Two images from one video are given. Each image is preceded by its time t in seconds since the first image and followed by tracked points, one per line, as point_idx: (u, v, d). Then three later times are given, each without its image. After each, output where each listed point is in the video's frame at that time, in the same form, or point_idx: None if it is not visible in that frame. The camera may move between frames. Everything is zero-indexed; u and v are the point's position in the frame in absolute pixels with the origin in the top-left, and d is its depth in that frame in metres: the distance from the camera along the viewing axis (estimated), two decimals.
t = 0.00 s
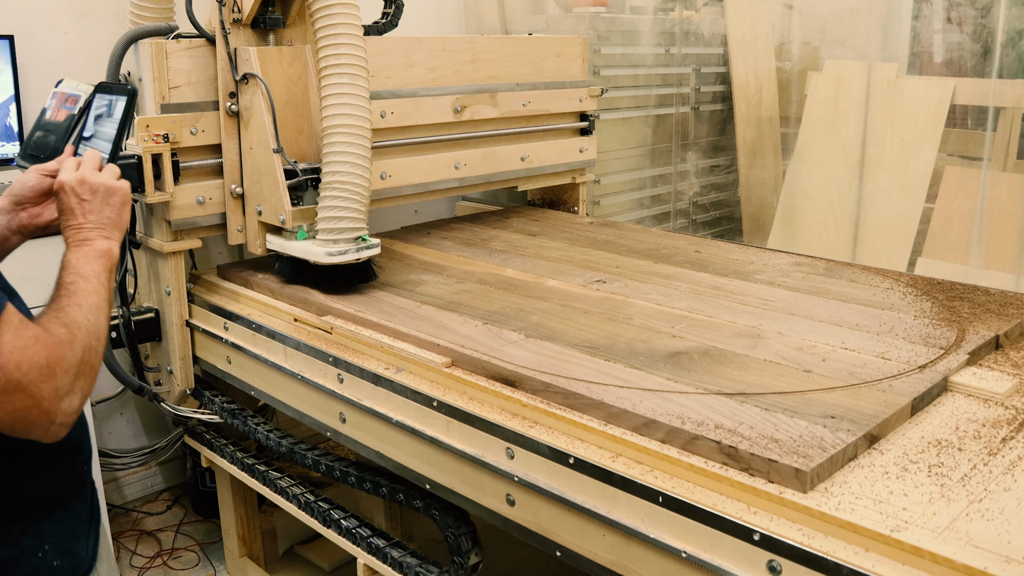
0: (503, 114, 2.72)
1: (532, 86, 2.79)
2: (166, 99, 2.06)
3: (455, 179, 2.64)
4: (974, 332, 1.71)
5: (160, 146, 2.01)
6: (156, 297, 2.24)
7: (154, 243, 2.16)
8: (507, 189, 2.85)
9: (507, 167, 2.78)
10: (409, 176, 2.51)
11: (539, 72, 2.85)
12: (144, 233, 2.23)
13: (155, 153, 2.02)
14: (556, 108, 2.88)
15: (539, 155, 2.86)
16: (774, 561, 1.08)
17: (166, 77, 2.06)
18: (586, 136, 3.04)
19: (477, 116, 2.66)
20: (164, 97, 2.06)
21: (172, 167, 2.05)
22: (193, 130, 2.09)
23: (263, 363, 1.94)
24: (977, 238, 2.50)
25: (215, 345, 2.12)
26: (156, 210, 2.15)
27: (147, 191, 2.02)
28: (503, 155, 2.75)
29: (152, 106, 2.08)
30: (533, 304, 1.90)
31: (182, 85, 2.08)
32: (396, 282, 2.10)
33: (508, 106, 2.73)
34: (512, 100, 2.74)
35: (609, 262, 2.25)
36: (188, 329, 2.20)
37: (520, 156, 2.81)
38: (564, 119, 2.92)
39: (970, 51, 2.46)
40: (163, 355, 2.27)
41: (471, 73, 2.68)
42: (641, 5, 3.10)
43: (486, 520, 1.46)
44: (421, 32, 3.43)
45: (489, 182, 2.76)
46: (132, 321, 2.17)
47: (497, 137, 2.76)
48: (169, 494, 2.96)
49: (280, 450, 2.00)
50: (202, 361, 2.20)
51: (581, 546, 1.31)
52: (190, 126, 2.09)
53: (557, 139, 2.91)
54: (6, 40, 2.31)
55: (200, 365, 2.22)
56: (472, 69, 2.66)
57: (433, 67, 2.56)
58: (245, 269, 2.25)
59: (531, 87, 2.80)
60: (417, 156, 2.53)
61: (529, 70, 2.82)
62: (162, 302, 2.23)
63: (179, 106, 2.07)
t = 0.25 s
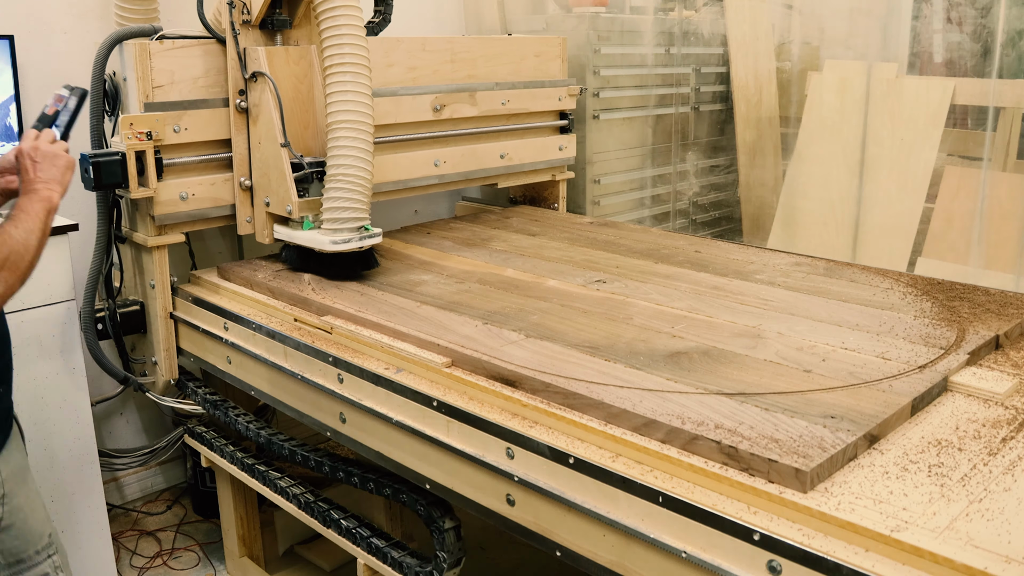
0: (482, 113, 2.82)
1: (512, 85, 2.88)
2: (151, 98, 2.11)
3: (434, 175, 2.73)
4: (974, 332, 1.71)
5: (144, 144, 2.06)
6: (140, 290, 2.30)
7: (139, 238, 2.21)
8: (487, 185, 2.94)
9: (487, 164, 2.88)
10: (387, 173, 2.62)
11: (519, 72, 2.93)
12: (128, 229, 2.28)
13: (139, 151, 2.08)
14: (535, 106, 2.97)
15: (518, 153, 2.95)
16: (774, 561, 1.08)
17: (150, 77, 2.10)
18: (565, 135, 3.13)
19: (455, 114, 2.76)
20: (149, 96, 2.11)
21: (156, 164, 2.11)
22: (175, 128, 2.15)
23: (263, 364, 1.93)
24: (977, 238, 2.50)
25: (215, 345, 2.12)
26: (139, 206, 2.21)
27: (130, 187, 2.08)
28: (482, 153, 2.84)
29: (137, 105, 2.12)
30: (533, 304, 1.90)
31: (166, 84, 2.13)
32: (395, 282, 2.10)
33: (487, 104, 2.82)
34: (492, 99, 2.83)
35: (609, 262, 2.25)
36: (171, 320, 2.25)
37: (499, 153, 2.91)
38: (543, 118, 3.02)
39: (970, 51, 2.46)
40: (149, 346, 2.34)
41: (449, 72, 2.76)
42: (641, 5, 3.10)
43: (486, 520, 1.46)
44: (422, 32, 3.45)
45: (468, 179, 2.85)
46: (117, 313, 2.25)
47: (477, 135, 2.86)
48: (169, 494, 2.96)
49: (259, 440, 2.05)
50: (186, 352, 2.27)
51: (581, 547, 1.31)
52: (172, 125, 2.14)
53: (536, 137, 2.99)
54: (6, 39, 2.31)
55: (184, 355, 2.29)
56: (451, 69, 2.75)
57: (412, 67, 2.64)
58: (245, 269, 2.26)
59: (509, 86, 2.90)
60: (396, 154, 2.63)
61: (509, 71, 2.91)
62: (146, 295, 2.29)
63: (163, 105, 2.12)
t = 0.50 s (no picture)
0: (467, 111, 2.82)
1: (496, 85, 2.89)
2: (140, 98, 2.12)
3: (418, 173, 2.75)
4: (974, 332, 1.71)
5: (131, 142, 2.08)
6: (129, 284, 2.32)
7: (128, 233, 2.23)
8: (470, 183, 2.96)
9: (471, 162, 2.89)
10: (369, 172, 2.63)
11: (502, 71, 2.94)
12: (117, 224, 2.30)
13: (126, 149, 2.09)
14: (519, 105, 2.98)
15: (501, 151, 2.96)
16: (775, 561, 1.08)
17: (138, 77, 2.11)
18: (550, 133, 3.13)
19: (439, 113, 2.77)
20: (136, 95, 2.11)
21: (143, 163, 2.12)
22: (162, 126, 2.15)
23: (263, 363, 1.93)
24: (977, 238, 2.50)
25: (215, 345, 2.12)
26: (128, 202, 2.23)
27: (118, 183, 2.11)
28: (466, 150, 2.85)
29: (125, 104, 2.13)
30: (533, 304, 1.90)
31: (153, 84, 2.14)
32: (395, 282, 2.10)
33: (470, 103, 2.83)
34: (475, 98, 2.83)
35: (608, 262, 2.25)
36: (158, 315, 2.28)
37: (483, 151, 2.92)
38: (527, 116, 3.02)
39: (970, 52, 2.46)
40: (138, 340, 2.36)
41: (435, 72, 2.77)
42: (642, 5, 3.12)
43: (486, 520, 1.46)
44: (422, 32, 3.45)
45: (452, 177, 2.86)
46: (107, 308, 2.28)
47: (461, 133, 2.86)
48: (169, 495, 2.96)
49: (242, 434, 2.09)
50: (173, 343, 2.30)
51: (581, 547, 1.31)
52: (159, 123, 2.14)
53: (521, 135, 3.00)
54: (6, 40, 2.31)
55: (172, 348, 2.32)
56: (435, 68, 2.77)
57: (397, 67, 2.65)
58: (245, 268, 2.26)
59: (493, 86, 2.90)
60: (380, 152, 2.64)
61: (492, 70, 2.91)
62: (135, 289, 2.31)
63: (150, 104, 2.13)
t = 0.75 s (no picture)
0: (457, 110, 2.83)
1: (484, 84, 2.89)
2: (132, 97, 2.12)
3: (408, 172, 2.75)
4: (974, 332, 1.71)
5: (122, 141, 2.10)
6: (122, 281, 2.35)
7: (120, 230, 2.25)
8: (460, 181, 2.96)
9: (461, 161, 2.89)
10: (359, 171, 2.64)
11: (491, 71, 2.95)
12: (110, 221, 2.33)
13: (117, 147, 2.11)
14: (508, 104, 2.98)
15: (490, 150, 2.96)
16: (775, 561, 1.08)
17: (129, 77, 2.11)
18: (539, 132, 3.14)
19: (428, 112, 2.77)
20: (127, 95, 2.12)
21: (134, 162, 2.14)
22: (153, 125, 2.15)
23: (263, 363, 1.93)
24: (977, 238, 2.50)
25: (215, 345, 2.12)
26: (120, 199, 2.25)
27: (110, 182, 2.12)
28: (455, 149, 2.86)
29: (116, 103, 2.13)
30: (533, 304, 1.89)
31: (144, 83, 2.14)
32: (394, 282, 2.10)
33: (459, 102, 2.83)
34: (464, 97, 2.84)
35: (608, 262, 2.24)
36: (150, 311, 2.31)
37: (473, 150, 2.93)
38: (516, 115, 3.03)
39: (970, 52, 2.45)
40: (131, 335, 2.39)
41: (424, 72, 2.78)
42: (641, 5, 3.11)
43: (486, 520, 1.46)
44: (422, 32, 3.46)
45: (441, 176, 2.87)
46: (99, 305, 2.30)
47: (451, 132, 2.87)
48: (169, 495, 2.96)
49: (232, 430, 2.13)
50: (167, 341, 2.31)
51: (581, 547, 1.31)
52: (150, 122, 2.15)
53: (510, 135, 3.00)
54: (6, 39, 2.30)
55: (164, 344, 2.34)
56: (424, 68, 2.78)
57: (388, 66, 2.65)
58: (245, 268, 2.26)
59: (482, 85, 2.91)
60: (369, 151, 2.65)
61: (481, 70, 2.92)
62: (128, 286, 2.34)
63: (141, 103, 2.14)
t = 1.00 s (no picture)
0: (450, 109, 2.82)
1: (478, 84, 2.89)
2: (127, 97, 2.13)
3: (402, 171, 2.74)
4: (974, 332, 1.71)
5: (117, 140, 2.10)
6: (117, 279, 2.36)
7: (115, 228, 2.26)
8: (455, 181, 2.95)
9: (455, 162, 2.89)
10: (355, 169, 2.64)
11: (485, 70, 2.95)
12: (105, 219, 2.34)
13: (113, 147, 2.11)
14: (503, 104, 2.98)
15: (484, 150, 2.96)
16: (774, 561, 1.08)
17: (124, 77, 2.12)
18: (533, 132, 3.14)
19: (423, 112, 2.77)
20: (123, 95, 2.13)
21: (130, 162, 2.14)
22: (149, 125, 2.16)
23: (263, 363, 1.93)
24: (977, 239, 2.50)
25: (215, 345, 2.12)
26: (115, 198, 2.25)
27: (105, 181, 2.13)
28: (450, 149, 2.86)
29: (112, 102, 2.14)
30: (533, 304, 1.89)
31: (139, 83, 2.14)
32: (394, 282, 2.10)
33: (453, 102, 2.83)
34: (457, 97, 2.84)
35: (608, 262, 2.25)
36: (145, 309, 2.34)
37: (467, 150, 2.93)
38: (510, 115, 3.03)
39: (970, 52, 2.45)
40: (125, 332, 2.40)
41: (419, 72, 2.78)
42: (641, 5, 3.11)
43: (486, 520, 1.46)
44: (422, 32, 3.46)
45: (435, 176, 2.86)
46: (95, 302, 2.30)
47: (446, 132, 2.87)
48: (170, 495, 2.96)
49: (226, 426, 2.15)
50: (167, 342, 2.31)
51: (581, 547, 1.31)
52: (145, 121, 2.15)
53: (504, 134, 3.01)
54: (6, 40, 2.31)
55: (159, 342, 2.35)
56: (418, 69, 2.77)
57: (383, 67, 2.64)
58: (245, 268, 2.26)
59: (475, 85, 2.90)
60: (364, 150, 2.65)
61: (474, 69, 2.92)
62: (123, 284, 2.35)
63: (136, 103, 2.14)
